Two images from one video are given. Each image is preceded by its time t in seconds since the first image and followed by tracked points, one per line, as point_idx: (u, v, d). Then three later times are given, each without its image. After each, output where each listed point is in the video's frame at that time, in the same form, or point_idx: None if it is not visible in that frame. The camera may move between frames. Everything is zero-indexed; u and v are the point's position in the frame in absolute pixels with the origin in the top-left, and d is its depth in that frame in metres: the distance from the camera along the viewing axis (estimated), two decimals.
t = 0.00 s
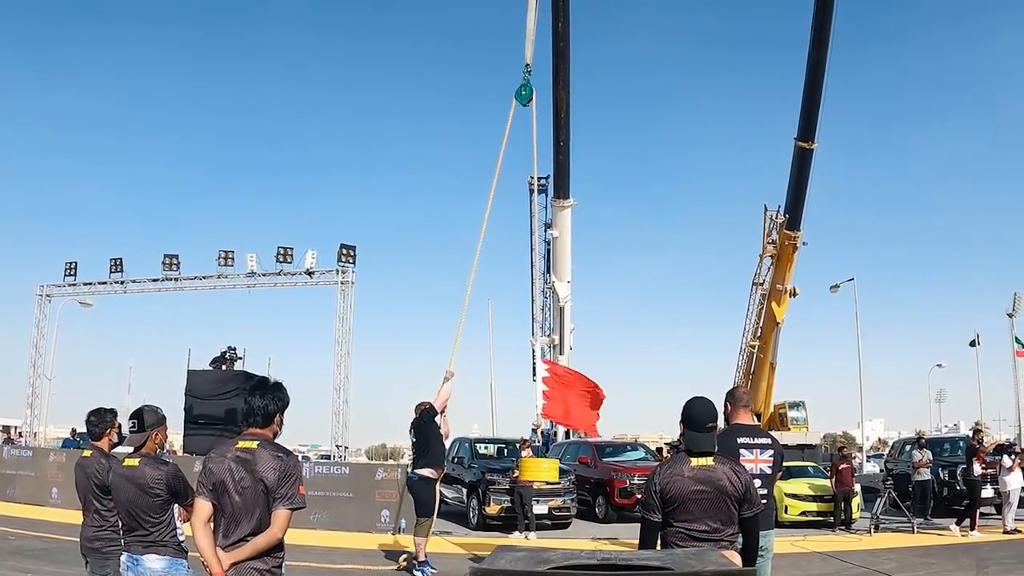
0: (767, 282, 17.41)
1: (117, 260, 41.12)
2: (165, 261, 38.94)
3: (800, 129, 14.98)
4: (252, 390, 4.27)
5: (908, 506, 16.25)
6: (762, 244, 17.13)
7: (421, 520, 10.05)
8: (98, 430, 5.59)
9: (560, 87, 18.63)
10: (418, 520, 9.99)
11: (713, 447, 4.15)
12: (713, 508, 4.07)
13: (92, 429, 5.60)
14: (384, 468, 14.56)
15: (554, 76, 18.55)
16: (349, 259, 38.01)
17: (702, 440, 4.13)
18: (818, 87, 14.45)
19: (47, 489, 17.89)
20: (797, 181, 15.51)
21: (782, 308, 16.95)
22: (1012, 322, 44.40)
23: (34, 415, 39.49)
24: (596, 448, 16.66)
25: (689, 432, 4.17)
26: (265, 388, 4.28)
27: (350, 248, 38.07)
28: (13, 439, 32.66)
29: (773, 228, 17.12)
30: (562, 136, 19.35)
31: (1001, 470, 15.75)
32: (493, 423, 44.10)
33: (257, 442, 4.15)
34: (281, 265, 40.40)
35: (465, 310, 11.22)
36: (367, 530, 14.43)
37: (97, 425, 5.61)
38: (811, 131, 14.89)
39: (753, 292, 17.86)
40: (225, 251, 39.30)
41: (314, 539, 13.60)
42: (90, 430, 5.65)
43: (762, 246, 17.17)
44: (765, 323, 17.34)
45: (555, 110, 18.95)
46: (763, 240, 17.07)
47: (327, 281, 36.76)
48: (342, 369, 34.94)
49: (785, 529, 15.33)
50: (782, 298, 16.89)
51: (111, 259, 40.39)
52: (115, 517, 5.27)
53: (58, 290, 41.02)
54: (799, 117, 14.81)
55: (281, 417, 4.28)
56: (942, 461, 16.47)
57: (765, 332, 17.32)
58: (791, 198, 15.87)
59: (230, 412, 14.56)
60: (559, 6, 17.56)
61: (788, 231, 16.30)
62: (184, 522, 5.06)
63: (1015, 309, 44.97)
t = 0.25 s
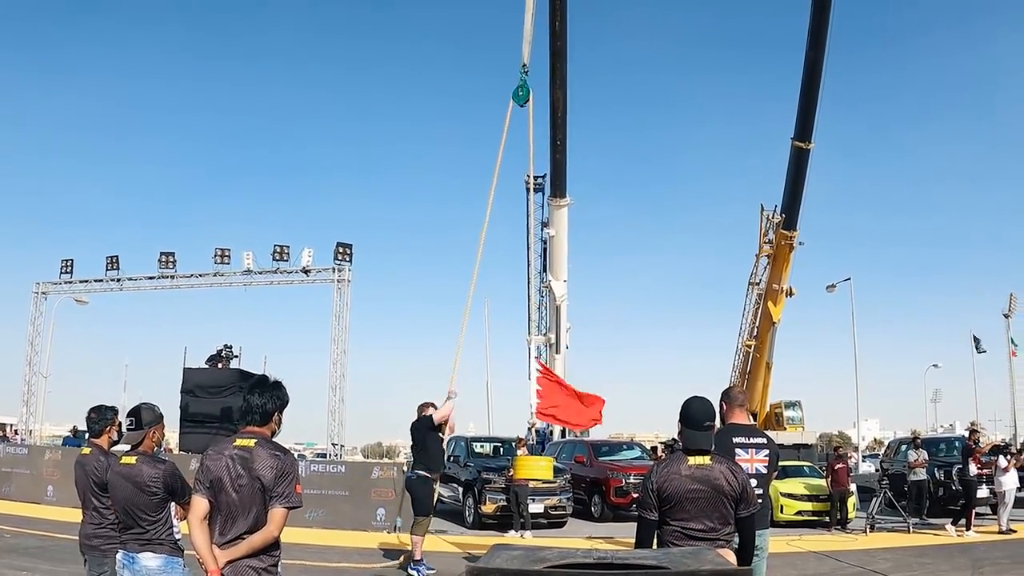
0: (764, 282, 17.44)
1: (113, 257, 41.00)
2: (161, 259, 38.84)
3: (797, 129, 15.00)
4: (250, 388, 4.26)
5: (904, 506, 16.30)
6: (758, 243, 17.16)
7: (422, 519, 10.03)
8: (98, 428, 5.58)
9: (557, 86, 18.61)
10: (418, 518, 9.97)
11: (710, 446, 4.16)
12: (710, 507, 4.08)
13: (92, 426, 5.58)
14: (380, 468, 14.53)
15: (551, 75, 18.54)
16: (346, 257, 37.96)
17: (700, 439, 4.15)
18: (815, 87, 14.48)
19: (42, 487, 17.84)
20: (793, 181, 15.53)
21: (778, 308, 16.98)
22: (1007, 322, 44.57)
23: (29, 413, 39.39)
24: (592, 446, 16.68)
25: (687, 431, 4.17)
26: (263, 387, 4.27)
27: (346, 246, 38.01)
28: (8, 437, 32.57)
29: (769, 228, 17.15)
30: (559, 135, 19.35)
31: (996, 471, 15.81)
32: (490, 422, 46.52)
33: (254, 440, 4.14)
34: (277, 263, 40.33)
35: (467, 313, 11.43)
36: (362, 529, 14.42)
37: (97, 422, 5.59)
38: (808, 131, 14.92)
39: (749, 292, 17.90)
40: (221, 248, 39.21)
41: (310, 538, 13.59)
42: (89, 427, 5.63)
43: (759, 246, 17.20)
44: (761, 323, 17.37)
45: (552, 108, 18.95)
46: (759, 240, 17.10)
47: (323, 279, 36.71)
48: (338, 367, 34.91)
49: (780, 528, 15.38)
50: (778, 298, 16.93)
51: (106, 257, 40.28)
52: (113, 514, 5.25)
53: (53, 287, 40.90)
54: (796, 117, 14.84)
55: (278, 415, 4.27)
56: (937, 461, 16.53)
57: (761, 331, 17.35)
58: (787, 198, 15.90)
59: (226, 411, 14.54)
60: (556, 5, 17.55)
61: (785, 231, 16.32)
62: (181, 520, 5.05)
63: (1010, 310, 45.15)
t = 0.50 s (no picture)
0: (762, 282, 17.45)
1: (110, 256, 40.92)
2: (159, 258, 38.78)
3: (795, 129, 15.02)
4: (249, 388, 4.26)
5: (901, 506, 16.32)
6: (756, 243, 17.17)
7: (426, 519, 10.03)
8: (98, 427, 5.57)
9: (555, 85, 18.62)
10: (423, 518, 9.96)
11: (709, 446, 4.16)
12: (708, 507, 4.08)
13: (93, 425, 5.58)
14: (377, 467, 14.48)
15: (550, 74, 18.53)
16: (344, 257, 37.94)
17: (699, 439, 4.15)
18: (813, 87, 14.49)
19: (40, 487, 17.80)
20: (792, 180, 15.54)
21: (776, 307, 17.00)
22: (1004, 322, 44.67)
23: (26, 412, 39.33)
24: (590, 446, 16.69)
25: (686, 431, 4.18)
26: (262, 386, 4.27)
27: (344, 246, 37.97)
28: (5, 436, 32.50)
29: (767, 228, 17.17)
30: (557, 134, 19.35)
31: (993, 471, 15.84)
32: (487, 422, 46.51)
33: (252, 439, 4.14)
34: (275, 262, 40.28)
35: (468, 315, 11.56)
36: (360, 528, 14.42)
37: (98, 422, 5.59)
38: (806, 131, 14.93)
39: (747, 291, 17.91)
40: (219, 247, 39.15)
41: (308, 537, 13.58)
42: (90, 427, 5.63)
43: (757, 246, 17.22)
44: (759, 323, 17.39)
45: (550, 108, 18.95)
46: (757, 239, 17.12)
47: (321, 278, 36.69)
48: (337, 367, 34.88)
49: (778, 528, 15.39)
50: (776, 298, 16.95)
51: (104, 256, 40.21)
52: (112, 514, 5.24)
53: (51, 286, 40.82)
54: (795, 117, 14.85)
55: (277, 414, 4.27)
56: (934, 461, 16.56)
57: (759, 331, 17.37)
58: (785, 198, 15.91)
59: (224, 410, 14.53)
60: (555, 5, 17.56)
61: (783, 231, 16.34)
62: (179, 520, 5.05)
63: (1008, 310, 45.26)
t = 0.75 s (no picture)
0: (760, 281, 17.45)
1: (108, 257, 40.88)
2: (157, 258, 38.75)
3: (793, 128, 15.02)
4: (248, 388, 4.26)
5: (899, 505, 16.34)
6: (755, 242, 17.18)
7: (426, 521, 10.05)
8: (98, 427, 5.57)
9: (553, 85, 18.62)
10: (424, 520, 9.98)
11: (708, 446, 4.16)
12: (706, 506, 4.08)
13: (93, 425, 5.57)
14: (375, 467, 14.45)
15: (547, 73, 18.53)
16: (342, 257, 37.93)
17: (698, 439, 4.15)
18: (811, 85, 14.49)
19: (38, 487, 17.78)
20: (790, 179, 15.54)
21: (774, 306, 17.00)
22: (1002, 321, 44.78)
23: (25, 412, 39.32)
24: (588, 445, 16.69)
25: (686, 430, 4.18)
26: (260, 387, 4.27)
27: (342, 246, 37.94)
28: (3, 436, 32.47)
29: (765, 227, 17.18)
30: (555, 133, 19.35)
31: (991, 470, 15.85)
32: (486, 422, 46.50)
33: (250, 439, 4.14)
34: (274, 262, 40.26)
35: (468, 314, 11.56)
36: (358, 528, 14.41)
37: (97, 422, 5.58)
38: (804, 130, 14.94)
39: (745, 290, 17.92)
40: (217, 247, 39.13)
41: (307, 537, 13.58)
42: (90, 427, 5.62)
43: (755, 245, 17.23)
44: (758, 322, 17.39)
45: (548, 107, 18.95)
46: (755, 239, 17.12)
47: (320, 278, 36.68)
48: (335, 366, 34.87)
49: (776, 527, 15.41)
50: (775, 297, 16.95)
51: (102, 256, 40.18)
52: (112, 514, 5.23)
53: (49, 286, 40.78)
54: (792, 116, 14.86)
55: (275, 414, 4.27)
56: (933, 459, 16.58)
57: (757, 330, 17.37)
58: (783, 197, 15.92)
59: (223, 410, 14.52)
60: (552, 4, 17.57)
61: (781, 230, 16.34)
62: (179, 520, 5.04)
63: (1006, 309, 45.36)
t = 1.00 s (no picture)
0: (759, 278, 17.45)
1: (106, 256, 40.86)
2: (155, 257, 38.73)
3: (791, 125, 15.02)
4: (246, 387, 4.26)
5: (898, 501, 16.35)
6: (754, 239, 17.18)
7: (427, 520, 10.06)
8: (98, 427, 5.57)
9: (552, 83, 18.60)
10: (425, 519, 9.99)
11: (707, 443, 4.17)
12: (706, 503, 4.08)
13: (93, 425, 5.57)
14: (375, 465, 14.48)
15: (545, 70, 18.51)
16: (340, 255, 37.92)
17: (697, 436, 4.16)
18: (809, 82, 14.48)
19: (38, 487, 17.78)
20: (789, 176, 15.54)
21: (773, 303, 17.01)
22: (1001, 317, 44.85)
23: (24, 412, 39.34)
24: (587, 443, 16.70)
25: (685, 427, 4.18)
26: (259, 386, 4.27)
27: (341, 244, 37.94)
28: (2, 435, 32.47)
29: (764, 224, 17.18)
30: (554, 131, 19.34)
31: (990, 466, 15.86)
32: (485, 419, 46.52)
33: (249, 438, 4.13)
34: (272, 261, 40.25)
35: (468, 313, 11.58)
36: (358, 526, 14.42)
37: (97, 422, 5.58)
38: (802, 127, 14.94)
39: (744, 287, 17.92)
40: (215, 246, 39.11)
41: (307, 535, 13.59)
42: (90, 427, 5.62)
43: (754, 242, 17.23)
44: (756, 319, 17.40)
45: (547, 105, 18.94)
46: (754, 235, 17.12)
47: (318, 277, 36.68)
48: (334, 365, 34.88)
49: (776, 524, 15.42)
50: (773, 294, 16.96)
51: (100, 255, 40.16)
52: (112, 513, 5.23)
53: (47, 286, 40.77)
54: (791, 113, 14.86)
55: (274, 413, 4.27)
56: (932, 456, 16.59)
57: (756, 327, 17.38)
58: (782, 194, 15.91)
59: (222, 409, 14.52)
60: (550, 2, 17.55)
61: (780, 227, 16.32)
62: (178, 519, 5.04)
63: (1005, 305, 45.44)
